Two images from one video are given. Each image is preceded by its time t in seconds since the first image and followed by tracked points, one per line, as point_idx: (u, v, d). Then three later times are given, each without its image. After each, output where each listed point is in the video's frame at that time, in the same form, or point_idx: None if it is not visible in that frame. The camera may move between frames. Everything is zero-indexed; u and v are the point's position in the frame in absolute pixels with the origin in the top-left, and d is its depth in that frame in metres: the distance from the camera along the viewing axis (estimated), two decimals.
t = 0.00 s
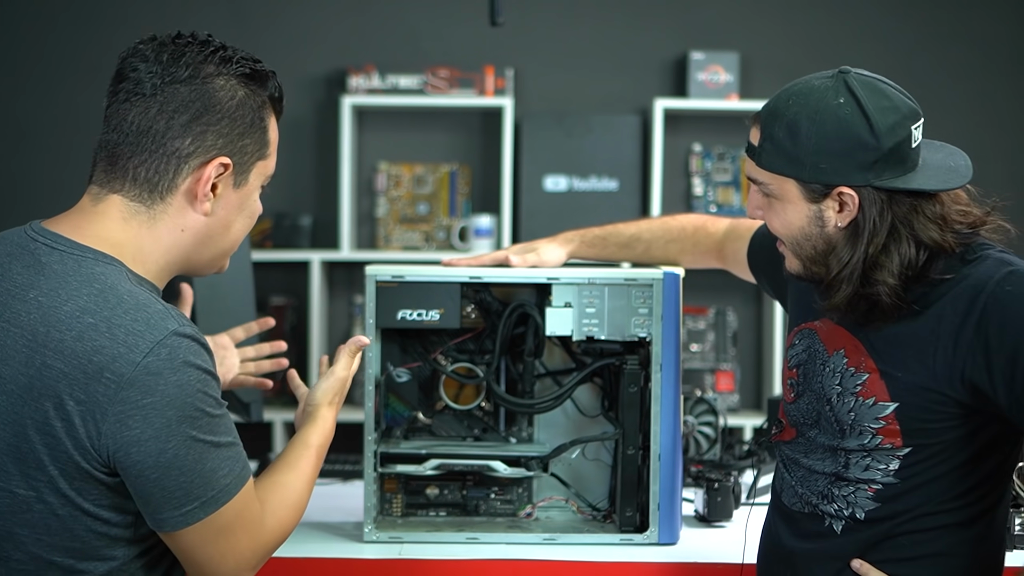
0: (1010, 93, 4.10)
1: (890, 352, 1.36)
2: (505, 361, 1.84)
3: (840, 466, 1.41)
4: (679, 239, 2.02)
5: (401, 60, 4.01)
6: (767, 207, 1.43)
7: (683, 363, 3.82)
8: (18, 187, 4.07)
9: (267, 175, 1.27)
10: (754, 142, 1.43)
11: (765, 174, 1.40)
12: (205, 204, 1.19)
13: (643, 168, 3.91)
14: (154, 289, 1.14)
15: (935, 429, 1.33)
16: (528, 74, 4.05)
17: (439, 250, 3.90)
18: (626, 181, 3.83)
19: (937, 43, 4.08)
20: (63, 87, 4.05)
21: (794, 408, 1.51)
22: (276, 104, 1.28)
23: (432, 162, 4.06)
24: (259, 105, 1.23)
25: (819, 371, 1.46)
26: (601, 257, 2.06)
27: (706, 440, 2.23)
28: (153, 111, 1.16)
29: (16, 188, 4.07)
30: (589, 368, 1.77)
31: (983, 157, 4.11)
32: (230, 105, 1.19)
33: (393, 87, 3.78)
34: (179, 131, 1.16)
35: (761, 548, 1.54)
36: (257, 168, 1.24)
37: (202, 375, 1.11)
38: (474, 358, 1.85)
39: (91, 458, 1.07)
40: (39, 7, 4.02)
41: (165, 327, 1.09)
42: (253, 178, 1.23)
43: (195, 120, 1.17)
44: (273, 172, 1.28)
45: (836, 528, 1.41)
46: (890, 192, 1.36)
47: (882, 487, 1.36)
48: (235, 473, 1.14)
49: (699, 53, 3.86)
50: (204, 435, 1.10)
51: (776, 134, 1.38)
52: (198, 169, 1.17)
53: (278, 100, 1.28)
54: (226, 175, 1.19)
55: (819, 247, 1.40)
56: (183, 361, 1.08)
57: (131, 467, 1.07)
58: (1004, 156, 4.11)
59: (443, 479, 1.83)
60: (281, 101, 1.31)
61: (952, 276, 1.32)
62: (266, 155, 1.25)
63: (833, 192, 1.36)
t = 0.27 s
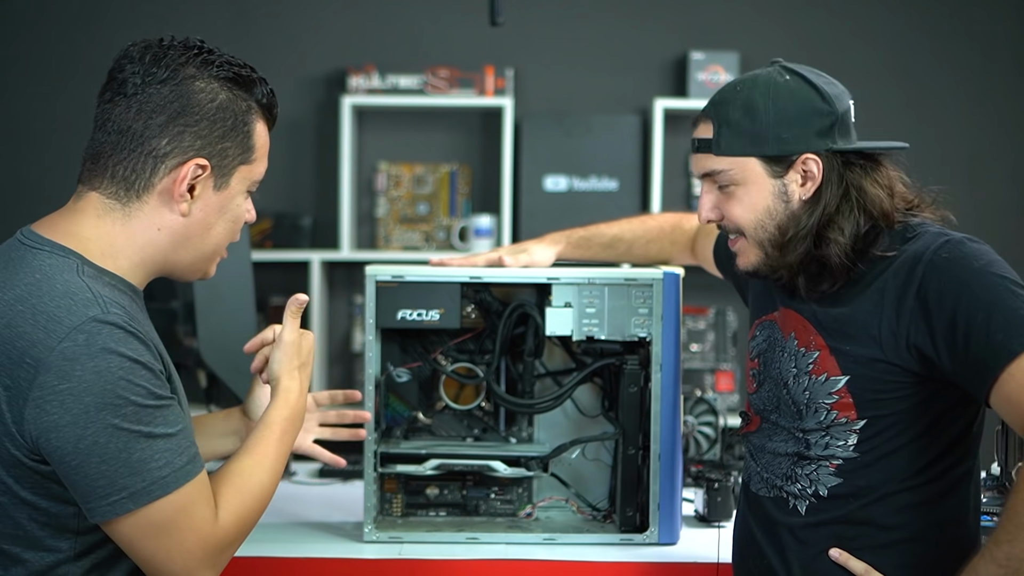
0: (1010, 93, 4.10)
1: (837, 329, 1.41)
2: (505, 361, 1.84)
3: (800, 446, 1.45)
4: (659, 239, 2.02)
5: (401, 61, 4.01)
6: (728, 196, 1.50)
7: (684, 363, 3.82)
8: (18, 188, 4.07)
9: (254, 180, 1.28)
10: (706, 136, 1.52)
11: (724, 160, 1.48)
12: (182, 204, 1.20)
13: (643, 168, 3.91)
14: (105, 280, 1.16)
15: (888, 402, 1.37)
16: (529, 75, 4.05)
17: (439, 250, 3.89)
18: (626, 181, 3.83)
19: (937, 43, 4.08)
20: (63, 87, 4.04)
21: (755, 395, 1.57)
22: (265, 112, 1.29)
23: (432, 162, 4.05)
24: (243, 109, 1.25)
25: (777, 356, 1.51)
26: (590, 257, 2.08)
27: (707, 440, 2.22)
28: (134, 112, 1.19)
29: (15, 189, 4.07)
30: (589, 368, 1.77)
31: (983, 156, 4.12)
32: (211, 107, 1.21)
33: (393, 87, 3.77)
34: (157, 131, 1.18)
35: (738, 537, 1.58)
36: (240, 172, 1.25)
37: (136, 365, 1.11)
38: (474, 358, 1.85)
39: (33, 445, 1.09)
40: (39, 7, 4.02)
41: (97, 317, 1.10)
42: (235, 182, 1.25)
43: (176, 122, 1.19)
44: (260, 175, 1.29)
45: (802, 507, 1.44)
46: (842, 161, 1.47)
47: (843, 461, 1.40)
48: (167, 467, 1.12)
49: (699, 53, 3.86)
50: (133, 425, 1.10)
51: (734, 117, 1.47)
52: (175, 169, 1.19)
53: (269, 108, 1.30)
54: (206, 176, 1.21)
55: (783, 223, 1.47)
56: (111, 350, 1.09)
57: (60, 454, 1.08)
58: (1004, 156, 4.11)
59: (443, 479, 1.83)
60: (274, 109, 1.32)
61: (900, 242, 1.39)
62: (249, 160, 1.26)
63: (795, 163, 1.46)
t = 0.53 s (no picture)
0: (1010, 93, 4.10)
1: (808, 319, 1.41)
2: (506, 361, 1.84)
3: (779, 438, 1.44)
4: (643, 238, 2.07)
5: (401, 61, 4.01)
6: (751, 181, 1.46)
7: (684, 363, 3.83)
8: (18, 188, 4.07)
9: (261, 166, 1.29)
10: (711, 128, 1.47)
11: (741, 142, 1.47)
12: (189, 191, 1.22)
13: (643, 168, 3.91)
14: (102, 259, 1.19)
15: (862, 389, 1.36)
16: (529, 75, 4.05)
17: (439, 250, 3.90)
18: (626, 181, 3.83)
19: (937, 43, 4.08)
20: (64, 87, 4.05)
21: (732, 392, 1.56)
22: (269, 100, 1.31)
23: (432, 162, 4.05)
24: (241, 96, 1.26)
25: (753, 352, 1.50)
26: (576, 257, 2.07)
27: (706, 440, 2.22)
28: (137, 106, 1.21)
29: (16, 189, 4.07)
30: (589, 368, 1.77)
31: (983, 156, 4.11)
32: (214, 94, 1.23)
33: (393, 87, 3.77)
34: (159, 122, 1.20)
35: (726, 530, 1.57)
36: (246, 158, 1.27)
37: (109, 332, 1.12)
38: (474, 358, 1.85)
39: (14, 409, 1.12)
40: (40, 8, 4.03)
41: (78, 283, 1.13)
42: (240, 168, 1.26)
43: (175, 111, 1.21)
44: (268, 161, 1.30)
45: (784, 498, 1.42)
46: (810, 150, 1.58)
47: (822, 449, 1.38)
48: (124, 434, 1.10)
49: (699, 53, 3.86)
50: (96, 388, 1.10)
51: (735, 103, 1.48)
52: (179, 157, 1.21)
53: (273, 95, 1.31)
54: (208, 163, 1.23)
55: (805, 198, 1.48)
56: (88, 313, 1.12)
57: (30, 412, 1.09)
58: (1004, 156, 4.11)
59: (443, 479, 1.83)
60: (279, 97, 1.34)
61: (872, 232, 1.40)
62: (254, 146, 1.27)
63: (790, 143, 1.53)
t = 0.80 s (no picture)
0: (1010, 93, 4.10)
1: (816, 321, 1.41)
2: (506, 361, 1.84)
3: (785, 441, 1.45)
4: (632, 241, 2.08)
5: (401, 61, 4.01)
6: (756, 191, 1.45)
7: (684, 363, 3.83)
8: (18, 187, 4.07)
9: (300, 146, 1.38)
10: (714, 137, 1.47)
11: (744, 151, 1.46)
12: (235, 178, 1.32)
13: (643, 168, 3.91)
14: (151, 253, 1.26)
15: (869, 394, 1.36)
16: (529, 75, 4.05)
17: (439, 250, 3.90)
18: (626, 181, 3.83)
19: (936, 43, 4.08)
20: (64, 87, 4.04)
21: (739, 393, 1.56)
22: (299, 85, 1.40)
23: (432, 162, 4.06)
24: (270, 83, 1.35)
25: (761, 354, 1.51)
26: (563, 258, 2.08)
27: (706, 440, 2.22)
28: (175, 109, 1.32)
29: (16, 188, 4.07)
30: (589, 368, 1.77)
31: (983, 156, 4.12)
32: (248, 86, 1.33)
33: (394, 87, 3.77)
34: (197, 118, 1.31)
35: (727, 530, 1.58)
36: (284, 140, 1.36)
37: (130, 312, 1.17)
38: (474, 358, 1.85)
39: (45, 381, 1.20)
40: (39, 7, 4.02)
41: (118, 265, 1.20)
42: (279, 149, 1.35)
43: (208, 107, 1.31)
44: (307, 141, 1.39)
45: (789, 501, 1.43)
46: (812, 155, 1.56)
47: (827, 452, 1.39)
48: (109, 409, 1.13)
49: (699, 53, 3.86)
50: (103, 365, 1.14)
51: (735, 111, 1.48)
52: (218, 149, 1.31)
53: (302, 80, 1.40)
54: (247, 151, 1.32)
55: (807, 202, 1.48)
56: (111, 293, 1.18)
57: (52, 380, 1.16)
58: (1004, 156, 4.12)
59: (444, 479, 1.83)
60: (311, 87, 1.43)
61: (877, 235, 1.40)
62: (289, 127, 1.36)
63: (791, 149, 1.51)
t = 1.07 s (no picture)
0: (1010, 94, 4.10)
1: (840, 327, 1.41)
2: (506, 361, 1.84)
3: (801, 443, 1.47)
4: (635, 237, 2.09)
5: (401, 61, 4.01)
6: (780, 190, 1.46)
7: (683, 363, 3.83)
8: (17, 187, 4.07)
9: (263, 123, 1.40)
10: (744, 133, 1.48)
11: (772, 149, 1.47)
12: (207, 168, 1.42)
13: (643, 168, 3.91)
14: (156, 244, 1.35)
15: (889, 401, 1.36)
16: (529, 75, 4.05)
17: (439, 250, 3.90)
18: (626, 181, 3.83)
19: (937, 43, 4.08)
20: (63, 86, 4.04)
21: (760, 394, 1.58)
22: (275, 71, 1.44)
23: (432, 162, 4.06)
24: (235, 71, 1.43)
25: (781, 357, 1.52)
26: (564, 255, 2.10)
27: (706, 440, 2.22)
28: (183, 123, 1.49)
29: (15, 188, 4.07)
30: (589, 368, 1.77)
31: (983, 156, 4.12)
32: (217, 82, 1.42)
33: (394, 87, 3.77)
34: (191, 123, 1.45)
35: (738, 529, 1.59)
36: (243, 122, 1.40)
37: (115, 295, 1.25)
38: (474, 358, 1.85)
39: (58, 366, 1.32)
40: (39, 7, 4.02)
41: (110, 252, 1.29)
42: (236, 131, 1.40)
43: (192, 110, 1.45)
44: (273, 117, 1.40)
45: (802, 503, 1.45)
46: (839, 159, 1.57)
47: (842, 456, 1.40)
48: (75, 394, 1.21)
49: (699, 53, 3.86)
50: (77, 348, 1.22)
51: (766, 109, 1.49)
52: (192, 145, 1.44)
53: (278, 65, 1.44)
54: (211, 139, 1.42)
55: (832, 204, 1.48)
56: (99, 280, 1.26)
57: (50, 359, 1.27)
58: (1005, 156, 4.11)
59: (444, 479, 1.83)
60: (302, 74, 1.46)
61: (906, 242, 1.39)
62: (249, 107, 1.40)
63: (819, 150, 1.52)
